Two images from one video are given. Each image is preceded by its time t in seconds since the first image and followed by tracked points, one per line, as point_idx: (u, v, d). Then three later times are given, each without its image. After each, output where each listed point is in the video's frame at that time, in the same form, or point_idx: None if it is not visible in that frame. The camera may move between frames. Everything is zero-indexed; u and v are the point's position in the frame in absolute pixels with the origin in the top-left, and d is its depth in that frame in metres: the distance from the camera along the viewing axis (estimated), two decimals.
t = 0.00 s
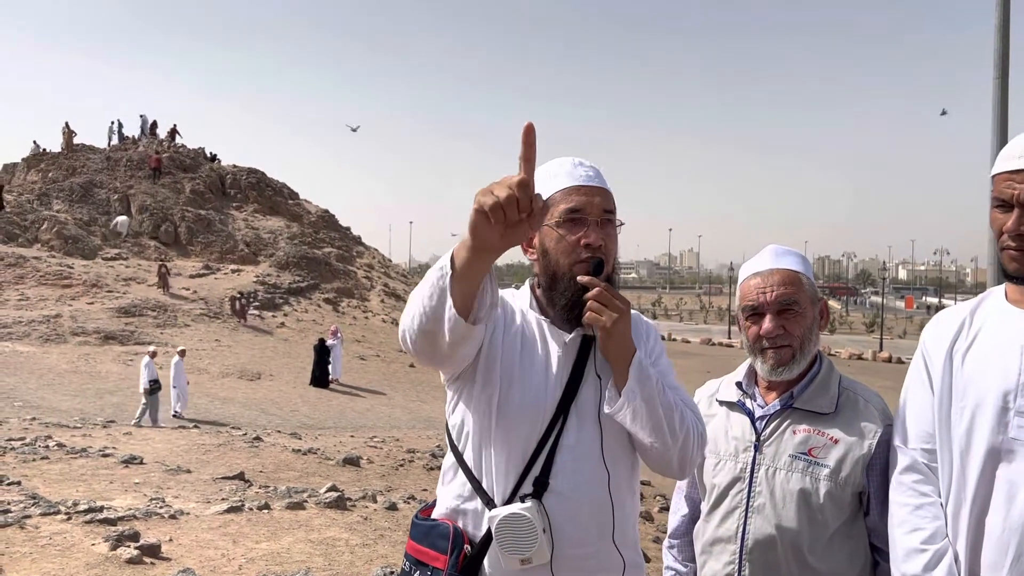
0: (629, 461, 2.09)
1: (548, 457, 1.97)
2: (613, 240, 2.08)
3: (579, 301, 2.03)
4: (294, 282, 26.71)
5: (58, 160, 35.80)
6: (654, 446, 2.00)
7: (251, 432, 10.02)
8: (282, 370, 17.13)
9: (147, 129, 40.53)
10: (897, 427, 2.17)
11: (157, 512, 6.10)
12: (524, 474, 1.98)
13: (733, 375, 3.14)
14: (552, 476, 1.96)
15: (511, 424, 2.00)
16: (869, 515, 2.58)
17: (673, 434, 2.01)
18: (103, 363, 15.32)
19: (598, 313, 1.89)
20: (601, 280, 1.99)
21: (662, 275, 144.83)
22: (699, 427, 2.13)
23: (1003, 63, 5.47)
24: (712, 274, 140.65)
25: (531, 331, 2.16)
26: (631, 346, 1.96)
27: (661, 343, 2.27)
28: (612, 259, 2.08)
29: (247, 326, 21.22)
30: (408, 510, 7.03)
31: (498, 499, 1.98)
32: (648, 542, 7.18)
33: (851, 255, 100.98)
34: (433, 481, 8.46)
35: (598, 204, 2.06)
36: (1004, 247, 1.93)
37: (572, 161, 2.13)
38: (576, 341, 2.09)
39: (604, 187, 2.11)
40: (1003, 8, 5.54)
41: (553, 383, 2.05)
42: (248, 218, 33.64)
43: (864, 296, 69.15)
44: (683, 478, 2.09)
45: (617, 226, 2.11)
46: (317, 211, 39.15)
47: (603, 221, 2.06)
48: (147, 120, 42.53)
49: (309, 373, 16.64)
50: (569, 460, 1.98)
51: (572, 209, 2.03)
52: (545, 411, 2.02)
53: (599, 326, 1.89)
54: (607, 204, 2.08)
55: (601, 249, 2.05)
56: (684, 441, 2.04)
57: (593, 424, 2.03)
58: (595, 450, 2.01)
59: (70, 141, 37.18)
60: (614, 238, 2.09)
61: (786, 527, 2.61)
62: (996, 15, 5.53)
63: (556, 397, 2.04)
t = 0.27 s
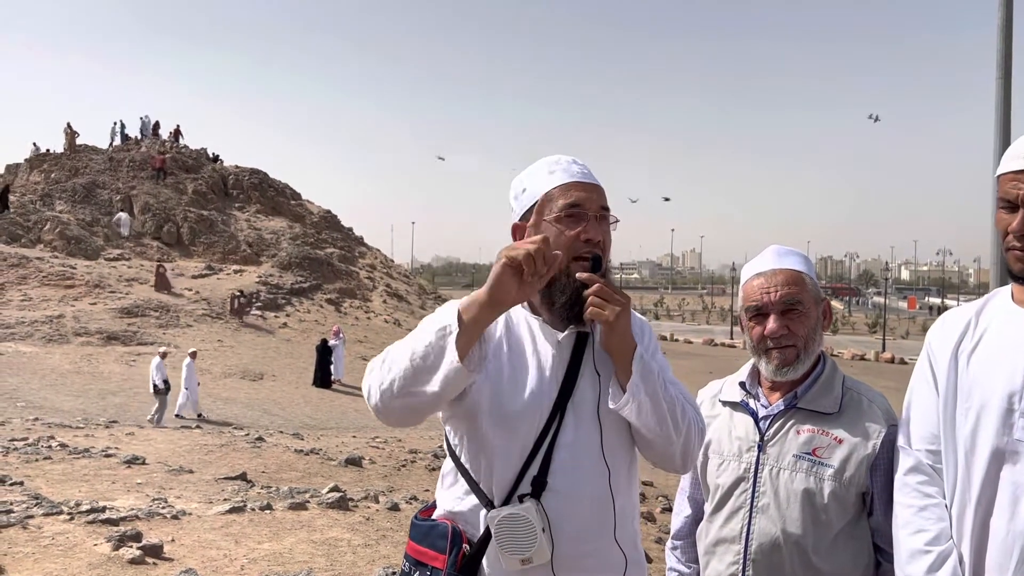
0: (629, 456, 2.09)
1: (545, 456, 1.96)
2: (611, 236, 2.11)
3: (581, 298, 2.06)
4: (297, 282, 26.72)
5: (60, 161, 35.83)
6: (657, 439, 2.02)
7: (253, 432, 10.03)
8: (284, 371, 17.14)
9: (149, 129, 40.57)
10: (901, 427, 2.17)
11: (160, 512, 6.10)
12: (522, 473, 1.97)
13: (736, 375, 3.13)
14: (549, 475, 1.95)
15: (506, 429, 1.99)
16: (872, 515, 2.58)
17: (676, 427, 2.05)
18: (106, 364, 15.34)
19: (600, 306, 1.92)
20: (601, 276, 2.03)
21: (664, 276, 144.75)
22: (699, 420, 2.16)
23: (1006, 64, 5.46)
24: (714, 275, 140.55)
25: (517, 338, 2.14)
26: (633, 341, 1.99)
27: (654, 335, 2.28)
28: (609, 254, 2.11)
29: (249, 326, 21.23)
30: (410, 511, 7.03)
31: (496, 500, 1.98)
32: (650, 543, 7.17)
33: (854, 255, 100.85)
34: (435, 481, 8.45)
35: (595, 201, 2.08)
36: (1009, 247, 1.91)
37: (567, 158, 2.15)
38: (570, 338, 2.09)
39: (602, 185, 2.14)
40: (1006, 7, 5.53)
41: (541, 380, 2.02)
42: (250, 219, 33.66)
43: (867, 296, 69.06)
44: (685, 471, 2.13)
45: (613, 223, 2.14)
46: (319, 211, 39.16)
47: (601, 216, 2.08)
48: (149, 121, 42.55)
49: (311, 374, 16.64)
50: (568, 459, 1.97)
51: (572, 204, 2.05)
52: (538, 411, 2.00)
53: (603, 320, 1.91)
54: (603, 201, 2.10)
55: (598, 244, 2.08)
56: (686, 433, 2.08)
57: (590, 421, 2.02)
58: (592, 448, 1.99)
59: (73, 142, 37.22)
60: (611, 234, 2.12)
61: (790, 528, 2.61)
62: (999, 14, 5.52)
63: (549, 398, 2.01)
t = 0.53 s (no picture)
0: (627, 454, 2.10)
1: (543, 459, 1.96)
2: (601, 238, 2.12)
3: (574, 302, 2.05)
4: (299, 283, 26.74)
5: (63, 161, 35.85)
6: (657, 439, 2.05)
7: (256, 433, 10.03)
8: (286, 371, 17.14)
9: (152, 129, 40.60)
10: (904, 428, 2.16)
11: (162, 513, 6.10)
12: (520, 476, 1.96)
13: (739, 375, 3.12)
14: (547, 478, 1.95)
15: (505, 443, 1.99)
16: (876, 515, 2.58)
17: (675, 427, 2.08)
18: (109, 364, 15.36)
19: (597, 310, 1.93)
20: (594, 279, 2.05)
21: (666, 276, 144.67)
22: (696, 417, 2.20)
23: (1009, 64, 5.45)
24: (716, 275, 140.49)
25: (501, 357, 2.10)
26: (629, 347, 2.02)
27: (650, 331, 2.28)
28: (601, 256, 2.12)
29: (251, 326, 21.24)
30: (412, 511, 7.02)
31: (496, 504, 1.98)
32: (653, 543, 7.16)
33: (855, 256, 100.91)
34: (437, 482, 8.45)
35: (586, 204, 2.08)
36: (1013, 248, 1.90)
37: (559, 158, 2.13)
38: (561, 339, 2.11)
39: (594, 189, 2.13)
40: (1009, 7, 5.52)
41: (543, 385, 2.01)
42: (252, 219, 33.70)
43: (870, 296, 69.00)
44: (685, 467, 2.16)
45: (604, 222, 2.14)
46: (322, 211, 39.19)
47: (593, 218, 2.09)
48: (151, 121, 42.57)
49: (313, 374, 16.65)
50: (568, 463, 1.96)
51: (564, 205, 2.04)
52: (536, 416, 1.99)
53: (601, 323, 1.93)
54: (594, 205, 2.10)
55: (591, 247, 2.10)
56: (685, 431, 2.11)
57: (588, 425, 2.02)
58: (591, 452, 1.99)
59: (75, 142, 37.25)
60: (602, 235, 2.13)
61: (795, 529, 2.61)
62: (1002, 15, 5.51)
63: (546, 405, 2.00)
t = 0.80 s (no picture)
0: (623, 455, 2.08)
1: (535, 460, 1.96)
2: (592, 241, 2.12)
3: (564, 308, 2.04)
4: (302, 283, 26.77)
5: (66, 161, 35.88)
6: (650, 440, 2.01)
7: (258, 432, 10.05)
8: (289, 371, 17.17)
9: (155, 129, 40.65)
10: (903, 429, 2.16)
11: (165, 513, 6.11)
12: (513, 478, 1.97)
13: (742, 375, 3.12)
14: (538, 480, 1.95)
15: (496, 446, 2.00)
16: (879, 516, 2.58)
17: (669, 429, 2.03)
18: (112, 364, 15.38)
19: (582, 315, 1.92)
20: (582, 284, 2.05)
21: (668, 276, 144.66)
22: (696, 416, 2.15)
23: (1012, 63, 5.45)
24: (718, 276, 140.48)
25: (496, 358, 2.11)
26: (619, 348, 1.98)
27: (650, 331, 2.25)
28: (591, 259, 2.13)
29: (254, 327, 21.27)
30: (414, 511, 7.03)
31: (489, 504, 1.99)
32: (655, 543, 7.16)
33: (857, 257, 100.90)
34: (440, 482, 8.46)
35: (575, 208, 2.07)
36: (1015, 248, 1.90)
37: (553, 159, 2.13)
38: (553, 342, 2.10)
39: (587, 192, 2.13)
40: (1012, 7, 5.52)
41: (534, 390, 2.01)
42: (255, 219, 33.75)
43: (872, 296, 68.99)
44: (684, 468, 2.11)
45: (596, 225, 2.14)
46: (324, 212, 39.23)
47: (583, 223, 2.08)
48: (154, 121, 42.60)
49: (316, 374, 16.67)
50: (556, 466, 1.95)
51: (553, 212, 2.04)
52: (526, 420, 1.99)
53: (588, 328, 1.91)
54: (584, 209, 2.10)
55: (581, 252, 2.10)
56: (681, 432, 2.06)
57: (579, 428, 1.99)
58: (581, 455, 1.97)
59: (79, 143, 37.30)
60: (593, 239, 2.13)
61: (798, 529, 2.60)
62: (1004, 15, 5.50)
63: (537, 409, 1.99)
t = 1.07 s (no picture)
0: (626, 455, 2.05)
1: (528, 457, 1.96)
2: (591, 241, 2.11)
3: (560, 306, 2.05)
4: (305, 283, 26.80)
5: (69, 161, 35.90)
6: (647, 442, 1.97)
7: (261, 432, 10.06)
8: (292, 371, 17.18)
9: (158, 130, 40.70)
10: (902, 429, 2.16)
11: (169, 512, 6.12)
12: (507, 474, 1.97)
13: (744, 375, 3.12)
14: (531, 476, 1.95)
15: (492, 442, 2.01)
16: (881, 515, 2.58)
17: (666, 431, 1.98)
18: (116, 364, 15.41)
19: (578, 313, 1.92)
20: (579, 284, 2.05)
21: (671, 276, 144.59)
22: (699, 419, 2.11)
23: (1015, 62, 5.44)
24: (721, 276, 140.36)
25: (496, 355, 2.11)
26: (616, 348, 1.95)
27: (655, 333, 2.23)
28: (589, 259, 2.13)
29: (258, 327, 21.30)
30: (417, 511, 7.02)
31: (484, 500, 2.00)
32: (659, 544, 7.15)
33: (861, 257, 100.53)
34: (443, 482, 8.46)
35: (574, 206, 2.07)
36: (1014, 249, 1.90)
37: (554, 158, 2.13)
38: (552, 341, 2.09)
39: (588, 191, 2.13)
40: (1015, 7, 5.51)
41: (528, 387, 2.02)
42: (258, 219, 33.79)
43: (876, 296, 68.88)
44: (685, 471, 2.06)
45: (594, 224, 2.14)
46: (327, 212, 39.26)
47: (583, 222, 2.08)
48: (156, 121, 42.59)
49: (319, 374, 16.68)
50: (547, 462, 1.95)
51: (550, 211, 2.04)
52: (520, 417, 2.00)
53: (583, 327, 1.90)
54: (585, 207, 2.09)
55: (580, 251, 2.10)
56: (680, 434, 2.02)
57: (575, 427, 1.97)
58: (573, 453, 1.94)
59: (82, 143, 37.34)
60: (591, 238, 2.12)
61: (801, 529, 2.60)
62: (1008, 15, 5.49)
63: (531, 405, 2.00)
